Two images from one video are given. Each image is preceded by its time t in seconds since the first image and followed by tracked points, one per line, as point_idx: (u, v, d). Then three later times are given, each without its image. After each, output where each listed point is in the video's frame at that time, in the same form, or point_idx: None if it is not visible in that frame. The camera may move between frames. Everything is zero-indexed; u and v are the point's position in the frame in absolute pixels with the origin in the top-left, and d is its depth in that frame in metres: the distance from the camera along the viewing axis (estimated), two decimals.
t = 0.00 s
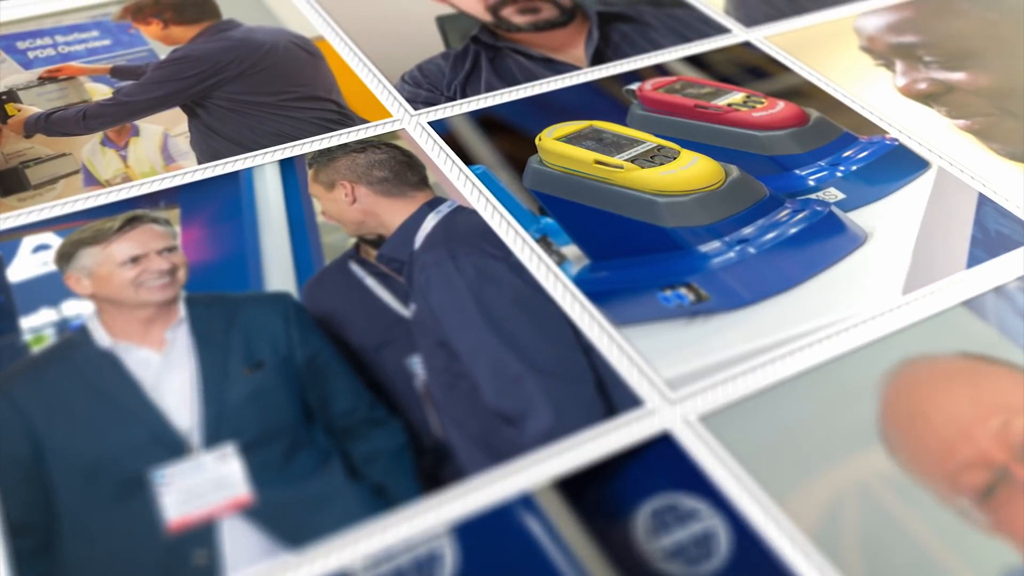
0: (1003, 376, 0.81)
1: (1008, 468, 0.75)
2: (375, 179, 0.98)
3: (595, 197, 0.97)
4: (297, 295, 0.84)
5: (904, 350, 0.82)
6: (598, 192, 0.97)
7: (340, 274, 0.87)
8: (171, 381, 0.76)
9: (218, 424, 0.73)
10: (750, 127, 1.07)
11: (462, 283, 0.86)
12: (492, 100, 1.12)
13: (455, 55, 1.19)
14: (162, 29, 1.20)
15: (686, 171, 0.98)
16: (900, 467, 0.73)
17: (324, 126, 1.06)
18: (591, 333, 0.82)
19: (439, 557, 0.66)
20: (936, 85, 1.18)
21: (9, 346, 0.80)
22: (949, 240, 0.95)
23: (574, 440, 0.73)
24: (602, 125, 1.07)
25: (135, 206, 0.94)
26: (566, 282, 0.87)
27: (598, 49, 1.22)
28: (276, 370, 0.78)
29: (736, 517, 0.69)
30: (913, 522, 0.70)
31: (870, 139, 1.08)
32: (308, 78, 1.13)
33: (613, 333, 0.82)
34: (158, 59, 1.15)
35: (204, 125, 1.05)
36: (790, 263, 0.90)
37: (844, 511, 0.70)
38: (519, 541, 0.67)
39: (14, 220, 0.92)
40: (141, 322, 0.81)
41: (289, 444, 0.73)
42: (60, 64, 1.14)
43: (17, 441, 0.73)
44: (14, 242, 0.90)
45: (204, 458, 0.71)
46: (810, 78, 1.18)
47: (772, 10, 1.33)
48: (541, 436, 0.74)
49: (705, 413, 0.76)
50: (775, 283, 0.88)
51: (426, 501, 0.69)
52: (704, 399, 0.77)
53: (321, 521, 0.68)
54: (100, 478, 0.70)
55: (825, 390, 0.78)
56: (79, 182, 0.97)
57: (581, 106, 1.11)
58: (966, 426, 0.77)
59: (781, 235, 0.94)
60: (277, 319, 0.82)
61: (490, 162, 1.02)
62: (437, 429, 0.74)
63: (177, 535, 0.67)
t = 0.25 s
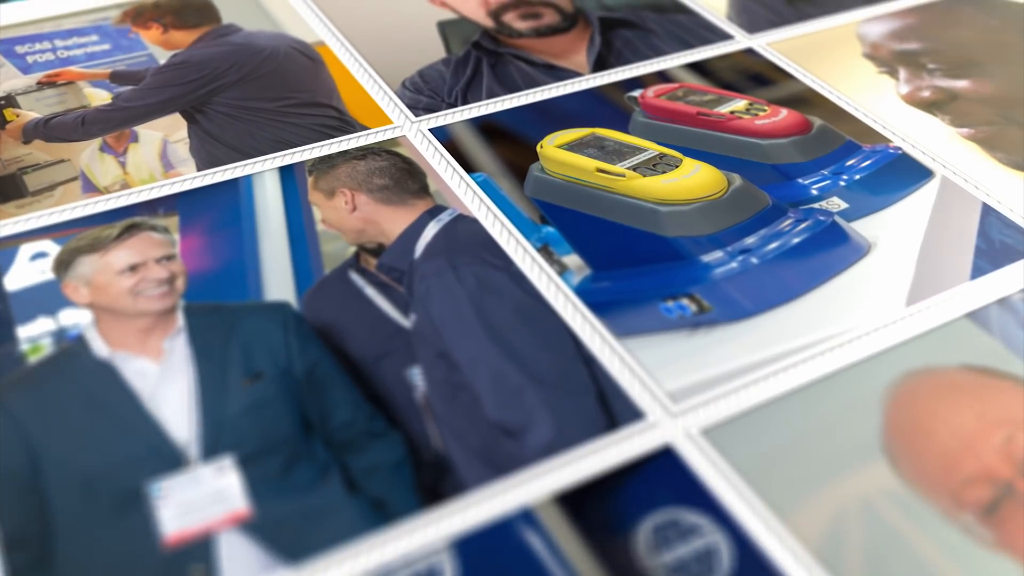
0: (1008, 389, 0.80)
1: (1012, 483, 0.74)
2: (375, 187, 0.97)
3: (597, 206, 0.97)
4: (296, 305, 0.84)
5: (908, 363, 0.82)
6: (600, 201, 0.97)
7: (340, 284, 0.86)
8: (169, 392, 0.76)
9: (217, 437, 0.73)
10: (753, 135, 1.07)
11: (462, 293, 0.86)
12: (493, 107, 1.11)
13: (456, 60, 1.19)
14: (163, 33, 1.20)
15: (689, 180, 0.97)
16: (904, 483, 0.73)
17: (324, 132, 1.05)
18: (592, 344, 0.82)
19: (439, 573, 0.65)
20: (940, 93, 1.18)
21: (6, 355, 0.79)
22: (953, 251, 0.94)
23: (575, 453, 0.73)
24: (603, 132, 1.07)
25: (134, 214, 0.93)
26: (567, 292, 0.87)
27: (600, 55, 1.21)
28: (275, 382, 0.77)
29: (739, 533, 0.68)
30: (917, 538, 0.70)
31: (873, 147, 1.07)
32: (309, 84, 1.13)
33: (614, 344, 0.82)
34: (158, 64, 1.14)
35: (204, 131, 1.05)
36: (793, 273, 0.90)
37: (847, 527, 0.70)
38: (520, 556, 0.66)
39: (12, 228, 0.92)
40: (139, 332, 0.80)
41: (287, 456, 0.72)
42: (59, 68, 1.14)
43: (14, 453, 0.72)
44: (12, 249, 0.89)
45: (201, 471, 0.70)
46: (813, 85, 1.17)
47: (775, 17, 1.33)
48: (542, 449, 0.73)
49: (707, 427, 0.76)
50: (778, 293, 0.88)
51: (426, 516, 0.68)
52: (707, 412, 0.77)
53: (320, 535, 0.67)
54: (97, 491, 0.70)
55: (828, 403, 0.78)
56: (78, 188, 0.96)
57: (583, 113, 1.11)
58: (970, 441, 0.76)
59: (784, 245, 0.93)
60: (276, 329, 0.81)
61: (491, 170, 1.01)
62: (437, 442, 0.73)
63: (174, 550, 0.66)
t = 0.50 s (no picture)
0: (1012, 405, 0.80)
1: (1017, 501, 0.73)
2: (376, 196, 0.96)
3: (599, 216, 0.96)
4: (295, 316, 0.83)
5: (912, 378, 0.81)
6: (602, 212, 0.96)
7: (340, 294, 0.85)
8: (167, 404, 0.75)
9: (214, 451, 0.72)
10: (756, 145, 1.06)
11: (463, 304, 0.85)
12: (495, 114, 1.10)
13: (457, 67, 1.18)
14: (162, 39, 1.19)
15: (692, 190, 0.97)
16: (908, 501, 0.72)
17: (325, 140, 1.05)
18: (594, 357, 0.81)
19: None
20: (944, 102, 1.17)
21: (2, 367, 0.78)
22: (958, 263, 0.94)
23: (576, 469, 0.72)
24: (605, 141, 1.06)
25: (132, 222, 0.92)
26: (568, 304, 0.86)
27: (602, 63, 1.21)
28: (274, 395, 0.77)
29: (741, 552, 0.68)
30: (920, 558, 0.69)
31: (877, 157, 1.07)
32: (309, 90, 1.12)
33: (616, 357, 0.81)
34: (157, 70, 1.13)
35: (203, 138, 1.04)
36: (796, 286, 0.89)
37: (850, 546, 0.69)
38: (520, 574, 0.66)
39: (9, 236, 0.91)
40: (137, 343, 0.79)
41: (286, 471, 0.72)
42: (57, 74, 1.13)
43: (10, 467, 0.72)
44: (9, 258, 0.88)
45: (198, 486, 0.70)
46: (816, 94, 1.16)
47: (778, 24, 1.32)
48: (543, 465, 0.72)
49: (709, 442, 0.75)
50: (781, 306, 0.87)
51: (425, 533, 0.68)
52: (709, 428, 0.76)
53: (318, 553, 0.67)
54: (93, 506, 0.69)
55: (831, 419, 0.77)
56: (76, 196, 0.96)
57: (585, 122, 1.10)
58: (974, 458, 0.76)
59: (787, 257, 0.92)
60: (275, 341, 0.81)
61: (493, 178, 1.00)
62: (437, 458, 0.73)
63: (170, 567, 0.65)
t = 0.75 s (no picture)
0: (1017, 419, 0.79)
1: (1021, 517, 0.73)
2: (376, 204, 0.96)
3: (601, 225, 0.95)
4: (294, 326, 0.82)
5: (916, 392, 0.80)
6: (603, 221, 0.96)
7: (339, 304, 0.85)
8: (164, 416, 0.74)
9: (212, 463, 0.72)
10: (759, 153, 1.05)
11: (463, 315, 0.84)
12: (496, 121, 1.10)
13: (458, 73, 1.18)
14: (162, 43, 1.19)
15: (694, 199, 0.96)
16: (912, 516, 0.71)
17: (325, 147, 1.04)
18: (595, 369, 0.80)
19: None
20: (948, 110, 1.16)
21: None
22: (961, 274, 0.93)
23: (577, 483, 0.71)
24: (607, 149, 1.06)
25: (131, 230, 0.92)
26: (569, 315, 0.85)
27: (604, 69, 1.20)
28: (272, 407, 0.76)
29: (743, 568, 0.67)
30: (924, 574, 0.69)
31: (880, 166, 1.06)
32: (309, 96, 1.11)
33: (617, 369, 0.80)
34: (156, 75, 1.13)
35: (203, 144, 1.03)
36: (799, 297, 0.88)
37: (853, 563, 0.68)
38: None
39: (7, 243, 0.90)
40: (135, 353, 0.79)
41: (284, 484, 0.71)
42: (56, 79, 1.12)
43: (6, 479, 0.71)
44: (6, 266, 0.88)
45: (196, 499, 0.69)
46: (819, 102, 1.16)
47: (781, 30, 1.31)
48: (543, 479, 0.72)
49: (711, 456, 0.74)
50: (784, 317, 0.86)
51: (424, 547, 0.67)
52: (711, 441, 0.75)
53: (316, 568, 0.66)
54: (90, 519, 0.68)
55: (834, 433, 0.77)
56: (74, 203, 0.95)
57: (587, 129, 1.09)
58: (978, 473, 0.75)
59: (789, 267, 0.92)
60: (274, 352, 0.80)
61: (494, 186, 1.00)
62: (436, 471, 0.72)
63: None
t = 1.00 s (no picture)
0: (1020, 433, 0.79)
1: None
2: (376, 212, 0.95)
3: (602, 234, 0.95)
4: (293, 336, 0.82)
5: (919, 405, 0.80)
6: (605, 230, 0.95)
7: (339, 314, 0.84)
8: (162, 428, 0.74)
9: (210, 476, 0.71)
10: (761, 162, 1.05)
11: (464, 325, 0.84)
12: (497, 129, 1.09)
13: (460, 79, 1.17)
14: (162, 48, 1.18)
15: (696, 208, 0.95)
16: (915, 533, 0.71)
17: (325, 154, 1.03)
18: (596, 381, 0.80)
19: None
20: (951, 118, 1.16)
21: None
22: (965, 285, 0.92)
23: (578, 497, 0.71)
24: (609, 157, 1.05)
25: (129, 238, 0.91)
26: (571, 325, 0.85)
27: (606, 76, 1.19)
28: (271, 418, 0.75)
29: None
30: None
31: (883, 175, 1.05)
32: (310, 102, 1.11)
33: (619, 381, 0.80)
34: (156, 80, 1.12)
35: (202, 151, 1.03)
36: (802, 308, 0.88)
37: None
38: None
39: (4, 251, 0.90)
40: (132, 364, 0.78)
41: (282, 498, 0.71)
42: (55, 83, 1.12)
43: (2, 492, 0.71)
44: (4, 274, 0.87)
45: (193, 513, 0.68)
46: (822, 109, 1.15)
47: (783, 37, 1.31)
48: (544, 493, 0.71)
49: (713, 470, 0.74)
50: (786, 329, 0.86)
51: (424, 563, 0.67)
52: (713, 454, 0.75)
53: None
54: (86, 532, 0.68)
55: (837, 447, 0.76)
56: (72, 210, 0.94)
57: (589, 136, 1.09)
58: (982, 488, 0.75)
59: (792, 277, 0.91)
60: (273, 362, 0.79)
61: (495, 195, 0.99)
62: (436, 485, 0.72)
63: None
